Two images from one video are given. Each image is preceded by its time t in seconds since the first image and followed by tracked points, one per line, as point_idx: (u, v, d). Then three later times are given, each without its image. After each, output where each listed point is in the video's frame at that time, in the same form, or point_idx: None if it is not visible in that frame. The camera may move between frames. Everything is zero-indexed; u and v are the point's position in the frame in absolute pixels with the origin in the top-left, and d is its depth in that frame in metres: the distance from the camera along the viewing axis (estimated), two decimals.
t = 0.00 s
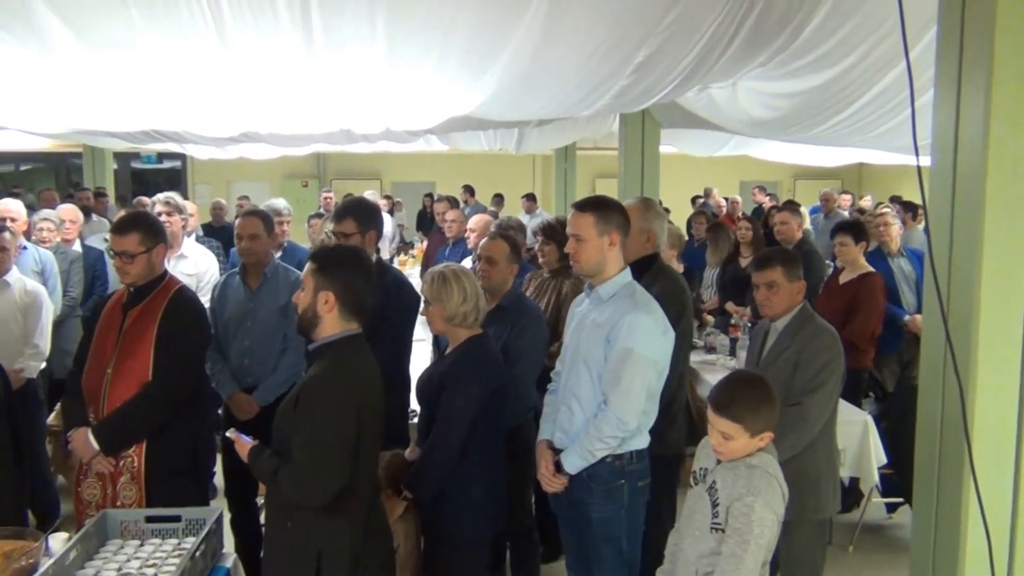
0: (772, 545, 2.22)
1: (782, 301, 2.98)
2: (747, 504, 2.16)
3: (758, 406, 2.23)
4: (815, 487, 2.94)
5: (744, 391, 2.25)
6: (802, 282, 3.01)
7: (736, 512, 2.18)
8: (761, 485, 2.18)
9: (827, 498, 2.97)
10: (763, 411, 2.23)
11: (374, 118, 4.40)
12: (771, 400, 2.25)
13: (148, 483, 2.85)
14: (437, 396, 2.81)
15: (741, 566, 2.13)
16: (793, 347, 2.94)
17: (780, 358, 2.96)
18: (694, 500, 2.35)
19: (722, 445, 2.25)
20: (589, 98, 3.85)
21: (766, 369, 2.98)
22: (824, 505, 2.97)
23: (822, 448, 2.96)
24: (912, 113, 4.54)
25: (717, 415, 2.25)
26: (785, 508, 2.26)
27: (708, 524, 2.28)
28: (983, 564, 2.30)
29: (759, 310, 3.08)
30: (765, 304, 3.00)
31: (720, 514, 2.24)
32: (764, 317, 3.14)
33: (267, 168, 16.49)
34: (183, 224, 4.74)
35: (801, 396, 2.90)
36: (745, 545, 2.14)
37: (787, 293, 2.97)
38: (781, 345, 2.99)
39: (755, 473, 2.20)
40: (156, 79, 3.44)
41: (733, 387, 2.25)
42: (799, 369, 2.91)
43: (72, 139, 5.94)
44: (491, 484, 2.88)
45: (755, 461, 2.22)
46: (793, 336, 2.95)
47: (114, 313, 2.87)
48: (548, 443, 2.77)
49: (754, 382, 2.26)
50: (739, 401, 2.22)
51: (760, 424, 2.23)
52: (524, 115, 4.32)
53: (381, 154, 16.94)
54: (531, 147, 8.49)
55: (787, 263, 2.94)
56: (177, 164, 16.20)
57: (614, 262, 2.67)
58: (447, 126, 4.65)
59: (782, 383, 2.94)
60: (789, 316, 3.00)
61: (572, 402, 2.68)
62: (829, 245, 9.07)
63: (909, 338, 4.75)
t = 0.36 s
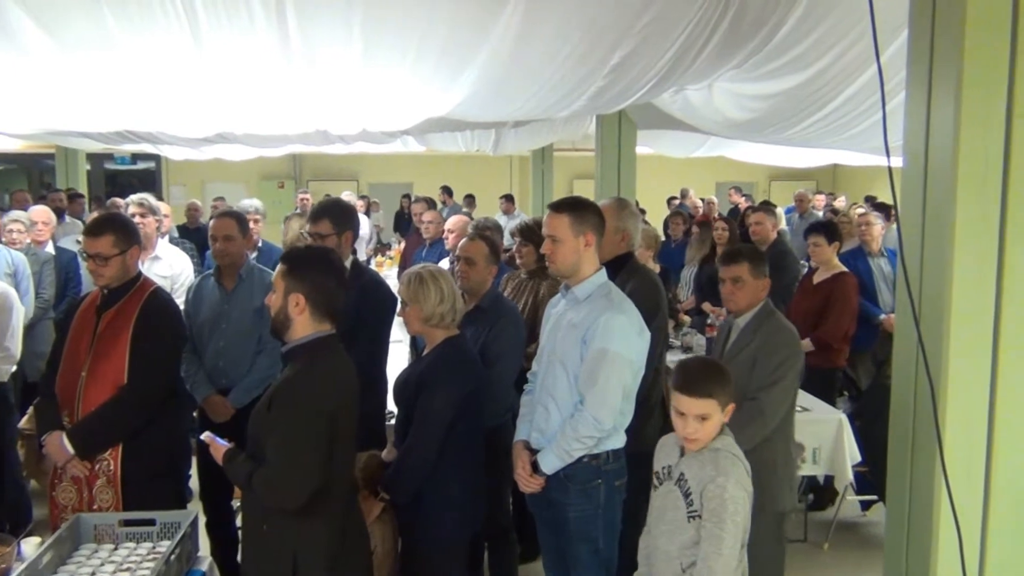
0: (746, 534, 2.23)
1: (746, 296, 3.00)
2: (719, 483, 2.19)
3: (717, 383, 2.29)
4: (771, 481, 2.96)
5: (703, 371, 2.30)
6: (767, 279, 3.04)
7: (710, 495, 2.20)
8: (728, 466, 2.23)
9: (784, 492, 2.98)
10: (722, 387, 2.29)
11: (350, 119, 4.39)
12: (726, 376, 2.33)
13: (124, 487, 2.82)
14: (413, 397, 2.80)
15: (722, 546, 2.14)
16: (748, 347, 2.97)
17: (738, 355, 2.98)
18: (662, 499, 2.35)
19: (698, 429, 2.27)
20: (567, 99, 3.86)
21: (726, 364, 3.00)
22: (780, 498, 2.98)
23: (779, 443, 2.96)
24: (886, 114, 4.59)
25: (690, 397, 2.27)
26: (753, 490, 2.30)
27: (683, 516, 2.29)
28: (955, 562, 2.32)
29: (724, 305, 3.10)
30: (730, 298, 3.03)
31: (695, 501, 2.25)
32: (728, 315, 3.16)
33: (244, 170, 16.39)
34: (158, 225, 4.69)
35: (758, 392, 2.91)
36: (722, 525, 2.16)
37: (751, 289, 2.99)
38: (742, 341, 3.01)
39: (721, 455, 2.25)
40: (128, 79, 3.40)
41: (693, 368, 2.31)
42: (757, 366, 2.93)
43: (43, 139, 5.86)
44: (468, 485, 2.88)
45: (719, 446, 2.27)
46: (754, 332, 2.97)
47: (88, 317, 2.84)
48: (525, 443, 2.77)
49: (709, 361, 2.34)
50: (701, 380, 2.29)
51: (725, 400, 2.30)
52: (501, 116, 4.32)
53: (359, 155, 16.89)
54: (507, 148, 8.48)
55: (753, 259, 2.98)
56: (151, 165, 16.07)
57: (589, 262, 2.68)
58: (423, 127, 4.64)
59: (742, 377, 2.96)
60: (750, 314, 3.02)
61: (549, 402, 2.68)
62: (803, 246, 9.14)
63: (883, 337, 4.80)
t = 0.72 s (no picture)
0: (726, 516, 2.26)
1: (709, 294, 3.02)
2: (700, 466, 2.21)
3: (678, 373, 2.32)
4: (735, 477, 2.96)
5: (663, 362, 2.33)
6: (731, 279, 3.05)
7: (692, 479, 2.21)
8: (704, 449, 2.25)
9: (748, 486, 2.98)
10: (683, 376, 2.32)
11: (328, 119, 4.37)
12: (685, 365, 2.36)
13: (100, 489, 2.79)
14: (391, 398, 2.80)
15: (710, 526, 2.17)
16: (712, 346, 2.97)
17: (703, 353, 2.98)
18: (639, 496, 2.35)
19: (662, 419, 2.30)
20: (545, 99, 3.87)
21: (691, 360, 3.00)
22: (745, 489, 2.97)
23: (744, 438, 2.97)
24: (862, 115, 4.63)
25: (650, 388, 2.30)
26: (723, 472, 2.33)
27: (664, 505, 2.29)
28: (929, 558, 2.34)
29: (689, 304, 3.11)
30: (692, 296, 3.05)
31: (676, 488, 2.26)
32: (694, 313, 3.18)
33: (222, 170, 16.31)
34: (132, 225, 4.66)
35: (723, 388, 2.91)
36: (708, 506, 2.18)
37: (713, 288, 3.01)
38: (706, 338, 3.01)
39: (693, 440, 2.27)
40: (102, 78, 3.37)
41: (650, 360, 2.34)
42: (722, 363, 2.94)
43: (16, 139, 5.80)
44: (446, 485, 2.87)
45: (689, 432, 2.30)
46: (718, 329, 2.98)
47: (62, 318, 2.81)
48: (503, 443, 2.77)
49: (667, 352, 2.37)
50: (660, 371, 2.31)
51: (685, 388, 2.32)
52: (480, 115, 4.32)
53: (338, 155, 16.84)
54: (484, 148, 8.49)
55: (716, 258, 3.00)
56: (128, 165, 15.96)
57: (567, 262, 2.69)
58: (401, 126, 4.63)
59: (707, 375, 2.96)
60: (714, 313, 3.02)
61: (527, 402, 2.68)
62: (780, 246, 9.21)
63: (859, 335, 4.85)
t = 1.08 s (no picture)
0: (706, 526, 2.25)
1: (681, 289, 3.05)
2: (680, 474, 2.21)
3: (670, 376, 2.32)
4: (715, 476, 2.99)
5: (657, 363, 2.35)
6: (705, 276, 3.08)
7: (671, 486, 2.22)
8: (687, 456, 2.25)
9: (728, 485, 3.01)
10: (675, 381, 2.32)
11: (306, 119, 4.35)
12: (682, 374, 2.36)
13: (75, 492, 2.78)
14: (369, 399, 2.79)
15: (684, 536, 2.16)
16: (690, 344, 2.99)
17: (682, 350, 2.99)
18: (622, 495, 2.37)
19: (639, 418, 2.31)
20: (525, 99, 3.87)
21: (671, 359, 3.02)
22: (726, 489, 3.00)
23: (724, 436, 2.99)
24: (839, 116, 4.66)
25: (633, 385, 2.32)
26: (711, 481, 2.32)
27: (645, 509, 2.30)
28: (904, 555, 2.36)
29: (664, 302, 3.15)
30: (664, 291, 3.08)
31: (656, 494, 2.26)
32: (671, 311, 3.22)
33: (201, 170, 16.21)
34: (108, 225, 4.62)
35: (701, 386, 2.92)
36: (684, 515, 2.18)
37: (684, 284, 3.04)
38: (684, 337, 3.03)
39: (679, 446, 2.27)
40: (77, 76, 3.34)
41: (643, 361, 2.36)
42: (700, 360, 2.95)
43: None
44: (425, 486, 2.87)
45: (676, 438, 2.30)
46: (695, 328, 3.00)
47: (36, 319, 2.79)
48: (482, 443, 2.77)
49: (664, 357, 2.38)
50: (649, 372, 2.32)
51: (673, 394, 2.31)
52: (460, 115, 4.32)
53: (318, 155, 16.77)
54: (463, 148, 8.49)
55: (688, 254, 3.04)
56: (105, 164, 15.83)
57: (545, 262, 2.69)
58: (380, 126, 4.62)
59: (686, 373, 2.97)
60: (692, 309, 3.05)
61: (506, 402, 2.68)
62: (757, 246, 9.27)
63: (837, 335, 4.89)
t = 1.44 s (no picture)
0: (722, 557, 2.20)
1: (674, 287, 3.08)
2: (710, 501, 2.15)
3: (704, 396, 2.22)
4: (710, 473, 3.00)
5: (695, 381, 2.25)
6: (698, 275, 3.11)
7: (698, 513, 2.16)
8: (718, 484, 2.19)
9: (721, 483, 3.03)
10: (708, 401, 2.22)
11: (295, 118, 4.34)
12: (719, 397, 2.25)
13: (61, 492, 2.76)
14: (358, 398, 2.78)
15: (698, 566, 2.12)
16: (682, 343, 2.99)
17: (675, 350, 3.00)
18: (637, 505, 2.31)
19: (664, 436, 2.22)
20: (514, 98, 3.87)
21: (666, 358, 3.02)
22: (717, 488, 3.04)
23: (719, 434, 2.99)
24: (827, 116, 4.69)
25: (664, 400, 2.23)
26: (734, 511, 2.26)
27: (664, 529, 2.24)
28: (892, 552, 2.37)
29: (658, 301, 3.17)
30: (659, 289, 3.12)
31: (678, 517, 2.21)
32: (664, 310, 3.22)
33: (190, 169, 16.16)
34: (96, 224, 4.59)
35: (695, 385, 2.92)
36: (704, 544, 2.12)
37: (678, 283, 3.07)
38: (678, 335, 3.04)
39: (709, 471, 2.20)
40: (64, 74, 3.32)
41: (677, 377, 2.26)
42: (694, 358, 2.95)
43: None
44: (415, 485, 2.86)
45: (707, 462, 2.22)
46: (690, 326, 3.01)
47: (22, 318, 2.76)
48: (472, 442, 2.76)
49: (700, 374, 2.28)
50: (681, 390, 2.22)
51: (705, 417, 2.21)
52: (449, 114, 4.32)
53: (307, 155, 16.75)
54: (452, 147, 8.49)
55: (682, 252, 3.07)
56: (92, 163, 15.76)
57: (535, 261, 2.69)
58: (369, 125, 4.61)
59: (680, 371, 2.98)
60: (686, 306, 3.07)
61: (496, 401, 2.68)
62: (745, 247, 9.30)
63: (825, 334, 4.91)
